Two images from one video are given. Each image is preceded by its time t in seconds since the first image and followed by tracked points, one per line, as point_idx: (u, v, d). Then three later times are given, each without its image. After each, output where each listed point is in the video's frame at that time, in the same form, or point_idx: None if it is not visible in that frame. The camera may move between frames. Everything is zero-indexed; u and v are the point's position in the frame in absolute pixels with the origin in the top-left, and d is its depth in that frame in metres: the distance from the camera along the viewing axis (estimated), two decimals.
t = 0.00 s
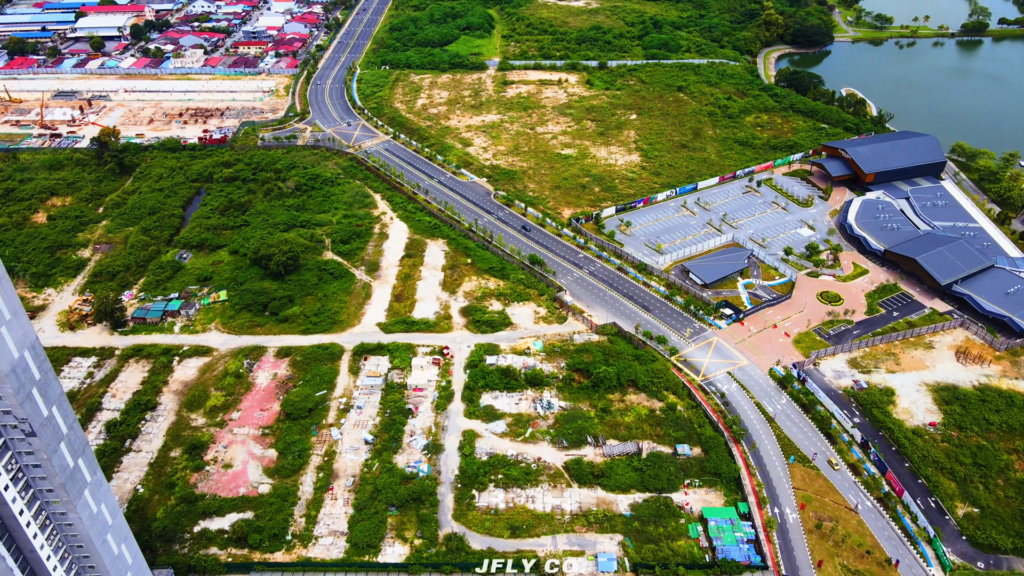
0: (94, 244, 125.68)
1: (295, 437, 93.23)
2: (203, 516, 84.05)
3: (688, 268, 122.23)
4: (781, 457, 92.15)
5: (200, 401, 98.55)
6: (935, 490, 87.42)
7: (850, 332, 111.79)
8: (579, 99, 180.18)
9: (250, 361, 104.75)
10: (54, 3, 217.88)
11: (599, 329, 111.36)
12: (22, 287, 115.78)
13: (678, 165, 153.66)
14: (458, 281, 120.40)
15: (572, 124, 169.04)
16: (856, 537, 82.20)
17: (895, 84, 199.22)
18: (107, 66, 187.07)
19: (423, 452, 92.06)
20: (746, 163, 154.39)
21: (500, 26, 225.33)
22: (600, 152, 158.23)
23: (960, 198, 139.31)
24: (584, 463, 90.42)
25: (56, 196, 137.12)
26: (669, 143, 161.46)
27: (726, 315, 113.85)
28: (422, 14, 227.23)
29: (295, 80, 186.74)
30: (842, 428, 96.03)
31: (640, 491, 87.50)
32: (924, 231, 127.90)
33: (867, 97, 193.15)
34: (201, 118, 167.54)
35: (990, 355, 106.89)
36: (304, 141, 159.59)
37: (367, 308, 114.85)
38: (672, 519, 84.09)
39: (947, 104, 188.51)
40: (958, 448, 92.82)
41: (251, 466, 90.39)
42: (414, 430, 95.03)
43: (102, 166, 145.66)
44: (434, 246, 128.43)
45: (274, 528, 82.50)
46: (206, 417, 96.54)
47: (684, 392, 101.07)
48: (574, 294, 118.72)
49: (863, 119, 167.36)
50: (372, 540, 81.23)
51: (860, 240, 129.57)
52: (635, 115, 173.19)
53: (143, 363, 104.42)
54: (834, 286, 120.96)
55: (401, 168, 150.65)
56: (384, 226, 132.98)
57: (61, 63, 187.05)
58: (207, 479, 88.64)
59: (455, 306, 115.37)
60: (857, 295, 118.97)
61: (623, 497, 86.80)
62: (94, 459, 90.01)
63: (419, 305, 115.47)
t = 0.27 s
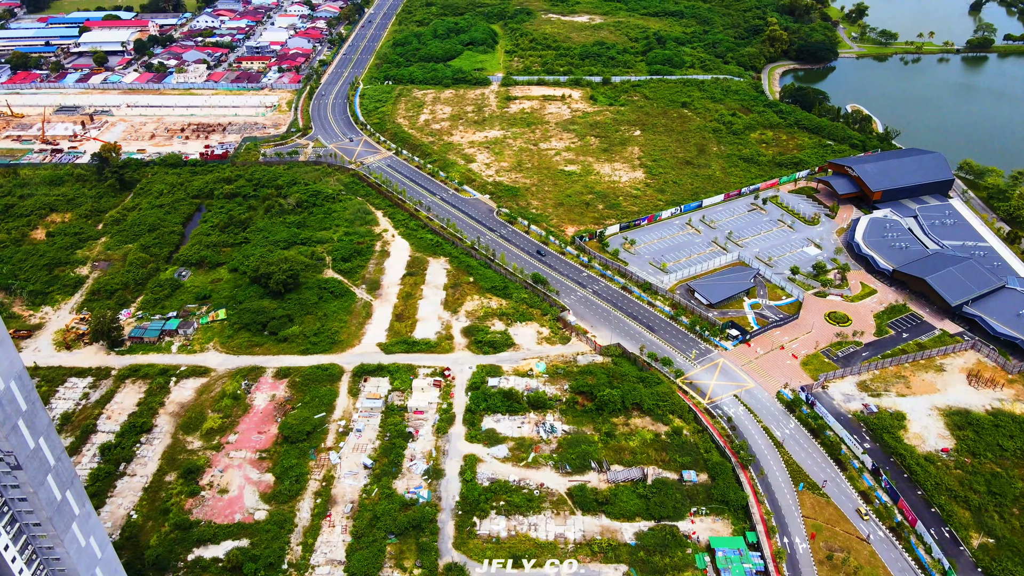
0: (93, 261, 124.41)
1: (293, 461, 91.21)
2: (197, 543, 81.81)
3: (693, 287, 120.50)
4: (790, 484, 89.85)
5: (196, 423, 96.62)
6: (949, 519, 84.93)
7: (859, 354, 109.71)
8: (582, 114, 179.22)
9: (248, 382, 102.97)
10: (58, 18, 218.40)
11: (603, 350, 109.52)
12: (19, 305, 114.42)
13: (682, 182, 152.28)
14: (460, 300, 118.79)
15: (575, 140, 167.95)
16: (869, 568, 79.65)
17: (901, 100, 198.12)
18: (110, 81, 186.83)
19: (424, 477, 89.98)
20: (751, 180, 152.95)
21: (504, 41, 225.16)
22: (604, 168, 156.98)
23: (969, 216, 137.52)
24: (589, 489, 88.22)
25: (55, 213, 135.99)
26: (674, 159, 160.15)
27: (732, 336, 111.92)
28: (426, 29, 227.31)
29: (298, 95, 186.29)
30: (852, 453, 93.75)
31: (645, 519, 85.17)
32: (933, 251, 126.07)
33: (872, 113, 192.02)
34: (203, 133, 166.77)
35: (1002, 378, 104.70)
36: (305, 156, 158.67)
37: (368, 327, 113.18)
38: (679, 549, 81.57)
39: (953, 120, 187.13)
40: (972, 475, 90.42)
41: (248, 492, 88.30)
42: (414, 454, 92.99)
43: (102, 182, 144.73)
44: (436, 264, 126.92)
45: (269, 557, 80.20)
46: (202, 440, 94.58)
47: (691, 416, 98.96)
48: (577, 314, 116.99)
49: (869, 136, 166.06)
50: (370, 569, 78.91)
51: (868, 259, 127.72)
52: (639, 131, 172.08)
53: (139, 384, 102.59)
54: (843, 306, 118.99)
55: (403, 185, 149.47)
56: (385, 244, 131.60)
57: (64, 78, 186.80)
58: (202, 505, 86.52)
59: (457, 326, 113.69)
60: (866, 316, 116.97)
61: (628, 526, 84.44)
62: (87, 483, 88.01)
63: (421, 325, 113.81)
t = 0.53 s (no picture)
0: (91, 278, 123.10)
1: (290, 486, 89.10)
2: (191, 571, 79.56)
3: (699, 306, 118.70)
4: (799, 512, 87.46)
5: (192, 445, 94.66)
6: (965, 550, 82.36)
7: (869, 376, 107.55)
8: (586, 130, 178.11)
9: (246, 403, 101.16)
10: (63, 32, 218.87)
11: (607, 371, 107.60)
12: (17, 323, 113.06)
13: (687, 199, 150.82)
14: (462, 319, 117.10)
15: (579, 155, 166.74)
16: None
17: (907, 116, 196.75)
18: (113, 95, 186.60)
19: (424, 503, 87.80)
20: (757, 197, 151.44)
21: (508, 55, 224.87)
22: (608, 185, 155.58)
23: (978, 235, 135.61)
24: (593, 516, 85.90)
25: (55, 229, 134.94)
26: (678, 176, 158.80)
27: (739, 358, 109.88)
28: (429, 44, 227.18)
29: (301, 110, 185.66)
30: (863, 480, 91.39)
31: (652, 548, 82.77)
32: (942, 270, 124.13)
33: (879, 129, 190.61)
34: (205, 148, 166.06)
35: (1016, 402, 102.39)
36: (307, 172, 157.64)
37: (368, 347, 111.45)
38: None
39: (961, 136, 185.56)
40: (988, 503, 87.92)
41: (244, 517, 86.10)
42: (414, 478, 90.89)
43: (103, 197, 143.74)
44: (438, 282, 125.39)
45: None
46: (198, 463, 92.55)
47: (697, 440, 96.78)
48: (581, 333, 115.19)
49: (876, 153, 164.59)
50: None
51: (877, 279, 125.82)
52: (644, 147, 170.88)
53: (136, 404, 100.84)
54: (851, 327, 116.94)
55: (405, 201, 148.24)
56: (387, 261, 130.17)
57: (67, 92, 186.63)
58: (197, 531, 84.36)
59: (459, 346, 111.95)
60: (875, 337, 114.89)
61: (633, 555, 82.02)
62: (80, 508, 85.99)
63: (422, 344, 112.08)
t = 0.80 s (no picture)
0: (90, 296, 121.54)
1: (287, 513, 86.57)
2: None
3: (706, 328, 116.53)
4: (811, 543, 84.69)
5: (188, 470, 92.30)
6: None
7: (881, 401, 105.01)
8: (591, 147, 176.80)
9: (243, 427, 98.99)
10: (68, 48, 219.34)
11: (612, 394, 105.34)
12: (13, 342, 111.44)
13: (693, 217, 149.06)
14: (465, 340, 115.11)
15: (584, 173, 165.28)
16: None
17: (914, 132, 195.07)
18: (117, 110, 186.27)
19: (424, 531, 85.23)
20: (764, 215, 149.59)
21: (512, 71, 224.35)
22: (613, 203, 153.94)
23: (990, 255, 133.35)
24: (599, 547, 83.21)
25: (54, 246, 133.66)
26: (684, 194, 157.16)
27: (747, 381, 107.47)
28: (433, 59, 226.99)
29: (304, 126, 184.90)
30: (876, 510, 88.62)
31: None
32: (954, 291, 121.82)
33: (886, 146, 188.92)
34: (208, 164, 165.16)
35: None
36: (310, 189, 156.40)
37: (369, 369, 109.43)
38: None
39: (969, 153, 183.62)
40: (1007, 535, 84.97)
41: (239, 545, 83.47)
42: (415, 506, 88.44)
43: (103, 214, 142.58)
44: (441, 301, 123.59)
45: None
46: (194, 489, 90.15)
47: (705, 467, 94.22)
48: (586, 355, 113.08)
49: (884, 171, 162.77)
50: None
51: (887, 300, 123.50)
52: (649, 164, 169.43)
53: (131, 427, 98.79)
54: (862, 349, 114.51)
55: (408, 218, 146.77)
56: (389, 280, 128.51)
57: (71, 107, 186.38)
58: (191, 560, 81.73)
59: (461, 368, 109.88)
60: (886, 360, 112.42)
61: None
62: (72, 536, 83.63)
63: (424, 366, 110.05)
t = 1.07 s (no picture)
0: (89, 313, 120.22)
1: (284, 540, 84.19)
2: None
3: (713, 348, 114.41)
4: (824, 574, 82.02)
5: (184, 494, 90.12)
6: None
7: (893, 425, 102.58)
8: (596, 162, 175.48)
9: (242, 449, 96.96)
10: (73, 61, 219.75)
11: (618, 417, 103.19)
12: (10, 360, 110.01)
13: (700, 234, 147.31)
14: (468, 360, 113.22)
15: (589, 189, 163.77)
16: None
17: (923, 148, 193.18)
18: (121, 125, 186.00)
19: (425, 559, 82.86)
20: (771, 233, 147.76)
21: (517, 86, 223.70)
22: (618, 219, 152.31)
23: (1002, 274, 131.09)
24: None
25: (54, 261, 132.55)
26: (690, 210, 155.51)
27: (756, 404, 105.16)
28: (438, 74, 226.65)
29: (307, 140, 184.15)
30: (890, 540, 85.99)
31: None
32: (966, 312, 119.56)
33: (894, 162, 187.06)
34: (211, 179, 164.33)
35: None
36: (312, 204, 155.24)
37: (370, 389, 107.52)
38: None
39: (979, 169, 181.52)
40: None
41: (235, 573, 81.08)
42: (415, 532, 86.17)
43: (104, 229, 141.59)
44: (444, 320, 121.88)
45: None
46: (190, 513, 87.93)
47: (713, 493, 91.79)
48: (591, 376, 111.11)
49: (893, 188, 160.84)
50: None
51: (898, 320, 121.28)
52: (655, 180, 167.93)
53: (128, 449, 96.92)
54: (872, 371, 112.17)
55: (411, 235, 145.37)
56: (391, 298, 126.92)
57: (75, 121, 186.22)
58: None
59: (464, 389, 107.89)
60: (898, 383, 110.03)
61: None
62: (64, 562, 81.61)
63: (426, 387, 108.12)
